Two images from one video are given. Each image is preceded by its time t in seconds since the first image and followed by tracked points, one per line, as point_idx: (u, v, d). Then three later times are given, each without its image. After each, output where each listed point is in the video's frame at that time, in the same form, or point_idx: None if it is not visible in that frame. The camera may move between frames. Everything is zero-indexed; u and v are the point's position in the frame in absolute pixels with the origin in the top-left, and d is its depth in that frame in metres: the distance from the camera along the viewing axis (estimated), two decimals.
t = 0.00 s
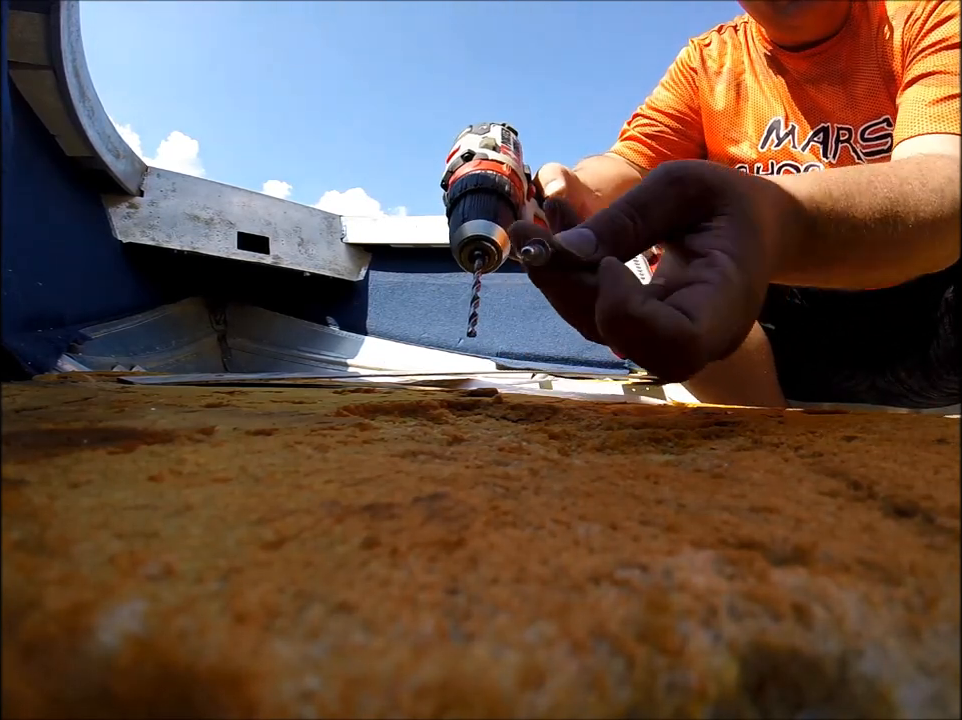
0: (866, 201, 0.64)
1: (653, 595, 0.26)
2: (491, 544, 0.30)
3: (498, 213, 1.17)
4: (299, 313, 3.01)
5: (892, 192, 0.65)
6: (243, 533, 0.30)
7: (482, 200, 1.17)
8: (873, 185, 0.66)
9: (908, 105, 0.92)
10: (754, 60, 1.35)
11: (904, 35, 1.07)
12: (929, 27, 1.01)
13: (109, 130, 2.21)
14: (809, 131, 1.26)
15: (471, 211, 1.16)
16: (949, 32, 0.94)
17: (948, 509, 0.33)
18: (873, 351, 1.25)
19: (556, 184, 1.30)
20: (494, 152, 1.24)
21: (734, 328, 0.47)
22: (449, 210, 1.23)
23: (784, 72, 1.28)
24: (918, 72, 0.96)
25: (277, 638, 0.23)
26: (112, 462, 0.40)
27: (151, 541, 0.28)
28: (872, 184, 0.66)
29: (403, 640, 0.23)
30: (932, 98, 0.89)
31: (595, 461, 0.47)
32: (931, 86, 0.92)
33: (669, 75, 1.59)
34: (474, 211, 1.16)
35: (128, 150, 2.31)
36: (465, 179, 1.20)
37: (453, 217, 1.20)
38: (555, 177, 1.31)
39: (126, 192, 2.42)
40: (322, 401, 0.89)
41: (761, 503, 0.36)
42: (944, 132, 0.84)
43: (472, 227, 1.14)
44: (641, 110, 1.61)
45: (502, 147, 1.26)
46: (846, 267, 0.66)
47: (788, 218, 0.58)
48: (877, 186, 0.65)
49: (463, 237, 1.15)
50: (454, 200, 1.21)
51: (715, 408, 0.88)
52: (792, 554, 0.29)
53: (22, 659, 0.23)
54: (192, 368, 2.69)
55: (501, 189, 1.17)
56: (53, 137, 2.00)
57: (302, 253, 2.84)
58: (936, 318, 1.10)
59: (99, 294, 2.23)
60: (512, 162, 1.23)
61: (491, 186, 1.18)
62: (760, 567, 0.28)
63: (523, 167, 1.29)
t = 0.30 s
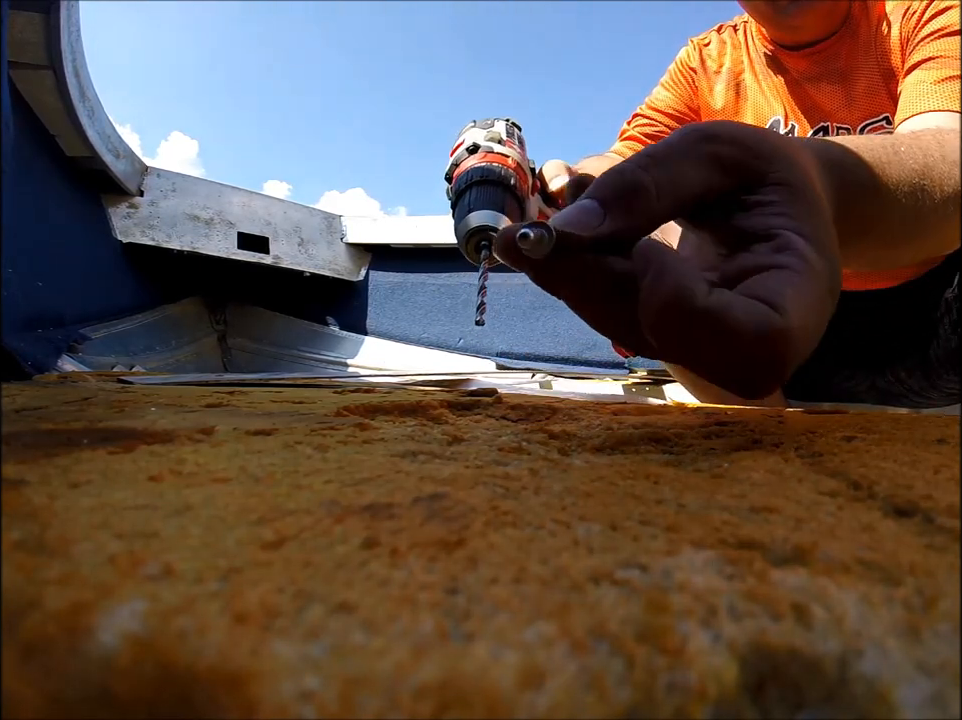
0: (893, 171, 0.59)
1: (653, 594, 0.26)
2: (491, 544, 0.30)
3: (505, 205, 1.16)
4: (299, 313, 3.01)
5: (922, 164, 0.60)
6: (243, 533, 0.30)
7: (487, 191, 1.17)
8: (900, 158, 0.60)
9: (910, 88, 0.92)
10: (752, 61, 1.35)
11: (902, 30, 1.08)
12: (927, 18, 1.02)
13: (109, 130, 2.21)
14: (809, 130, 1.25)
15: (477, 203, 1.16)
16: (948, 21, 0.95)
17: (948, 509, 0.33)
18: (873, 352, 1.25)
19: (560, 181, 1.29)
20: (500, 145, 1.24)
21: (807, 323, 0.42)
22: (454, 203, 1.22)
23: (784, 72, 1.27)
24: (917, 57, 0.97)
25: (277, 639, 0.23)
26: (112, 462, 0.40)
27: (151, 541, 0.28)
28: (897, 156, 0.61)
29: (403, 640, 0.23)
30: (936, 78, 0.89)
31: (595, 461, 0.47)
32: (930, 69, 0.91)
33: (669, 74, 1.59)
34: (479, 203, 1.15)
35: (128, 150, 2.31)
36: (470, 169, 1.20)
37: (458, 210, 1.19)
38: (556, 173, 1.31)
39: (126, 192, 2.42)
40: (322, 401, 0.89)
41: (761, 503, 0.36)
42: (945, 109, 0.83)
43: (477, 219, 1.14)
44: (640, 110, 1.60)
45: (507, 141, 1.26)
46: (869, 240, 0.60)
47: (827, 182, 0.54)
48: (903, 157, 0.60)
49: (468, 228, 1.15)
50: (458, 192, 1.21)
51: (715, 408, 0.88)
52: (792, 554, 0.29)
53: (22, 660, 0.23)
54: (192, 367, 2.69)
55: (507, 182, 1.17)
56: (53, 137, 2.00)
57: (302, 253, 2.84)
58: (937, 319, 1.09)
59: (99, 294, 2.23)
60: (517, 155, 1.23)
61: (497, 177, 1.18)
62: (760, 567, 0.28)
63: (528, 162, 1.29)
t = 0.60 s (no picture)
0: (895, 163, 0.55)
1: (652, 594, 0.26)
2: (490, 544, 0.30)
3: (506, 204, 1.15)
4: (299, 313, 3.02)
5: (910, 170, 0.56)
6: (243, 533, 0.30)
7: (488, 191, 1.16)
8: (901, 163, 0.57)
9: (918, 88, 0.92)
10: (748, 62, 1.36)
11: (905, 30, 1.08)
12: (930, 17, 1.02)
13: (108, 130, 2.20)
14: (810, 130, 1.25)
15: (477, 203, 1.15)
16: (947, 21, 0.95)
17: (947, 509, 0.33)
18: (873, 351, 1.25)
19: (561, 179, 1.30)
20: (501, 146, 1.23)
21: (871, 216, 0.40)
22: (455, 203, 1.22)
23: (784, 73, 1.28)
24: (924, 57, 0.98)
25: (276, 638, 0.23)
26: (111, 462, 0.40)
27: (150, 541, 0.28)
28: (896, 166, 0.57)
29: (402, 640, 0.23)
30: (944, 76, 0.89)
31: (595, 461, 0.47)
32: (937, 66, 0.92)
33: (669, 74, 1.59)
34: (481, 202, 1.15)
35: (128, 150, 2.31)
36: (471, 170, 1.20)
37: (459, 210, 1.19)
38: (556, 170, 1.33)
39: (126, 192, 2.41)
40: (322, 400, 0.89)
41: (760, 503, 0.36)
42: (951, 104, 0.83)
43: (478, 217, 1.13)
44: (640, 110, 1.62)
45: (507, 141, 1.26)
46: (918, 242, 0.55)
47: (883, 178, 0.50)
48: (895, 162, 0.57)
49: (469, 227, 1.15)
50: (459, 192, 1.21)
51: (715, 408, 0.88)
52: (792, 554, 0.29)
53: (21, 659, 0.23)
54: (192, 368, 2.69)
55: (508, 182, 1.17)
56: (53, 136, 2.00)
57: (302, 253, 2.84)
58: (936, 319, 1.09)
59: (98, 294, 2.23)
60: (518, 156, 1.23)
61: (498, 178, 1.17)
62: (759, 566, 0.28)
63: (528, 162, 1.29)
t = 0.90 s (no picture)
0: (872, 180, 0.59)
1: (652, 595, 0.26)
2: (490, 544, 0.30)
3: (505, 191, 1.16)
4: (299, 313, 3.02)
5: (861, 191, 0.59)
6: (243, 533, 0.30)
7: (487, 179, 1.16)
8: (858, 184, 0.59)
9: (928, 98, 0.93)
10: (748, 63, 1.37)
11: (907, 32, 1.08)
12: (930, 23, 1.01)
13: (108, 130, 2.20)
14: (810, 129, 1.26)
15: (476, 189, 1.15)
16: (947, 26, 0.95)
17: (948, 509, 0.33)
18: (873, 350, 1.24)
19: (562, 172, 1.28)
20: (502, 135, 1.23)
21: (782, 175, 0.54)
22: (454, 190, 1.22)
23: (784, 72, 1.28)
24: (929, 64, 0.98)
25: (276, 638, 0.23)
26: (111, 462, 0.40)
27: (150, 541, 0.28)
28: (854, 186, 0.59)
29: (403, 640, 0.23)
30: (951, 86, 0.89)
31: (594, 461, 0.47)
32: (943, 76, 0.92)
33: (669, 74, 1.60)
34: (480, 189, 1.15)
35: (128, 149, 2.31)
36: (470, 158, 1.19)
37: (457, 196, 1.19)
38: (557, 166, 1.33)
39: (126, 192, 2.41)
40: (322, 400, 0.89)
41: (760, 503, 0.36)
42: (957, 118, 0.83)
43: (475, 204, 1.13)
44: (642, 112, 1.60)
45: (510, 130, 1.25)
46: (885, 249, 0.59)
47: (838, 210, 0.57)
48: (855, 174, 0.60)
49: (466, 213, 1.15)
50: (458, 179, 1.20)
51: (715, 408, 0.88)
52: (792, 555, 0.29)
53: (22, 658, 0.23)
54: (191, 368, 2.69)
55: (508, 171, 1.17)
56: (53, 136, 2.00)
57: (302, 253, 2.85)
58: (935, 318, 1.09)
59: (98, 294, 2.23)
60: (519, 145, 1.23)
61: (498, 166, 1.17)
62: (760, 566, 0.28)
63: (529, 152, 1.28)
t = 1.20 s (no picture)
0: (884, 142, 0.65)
1: (652, 595, 0.26)
2: (490, 544, 0.30)
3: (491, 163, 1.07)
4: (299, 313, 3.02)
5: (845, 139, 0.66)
6: (243, 533, 0.30)
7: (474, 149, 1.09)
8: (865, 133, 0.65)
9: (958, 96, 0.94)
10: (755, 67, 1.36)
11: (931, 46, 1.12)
12: None
13: (108, 130, 2.21)
14: (813, 125, 1.23)
15: (462, 158, 1.08)
16: None
17: (947, 509, 0.33)
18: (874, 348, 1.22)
19: (555, 151, 1.24)
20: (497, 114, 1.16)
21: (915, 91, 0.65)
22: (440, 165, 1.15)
23: (787, 73, 1.28)
24: None
25: (276, 638, 0.23)
26: (111, 462, 0.40)
27: (150, 541, 0.28)
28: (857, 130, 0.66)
29: (403, 640, 0.23)
30: None
31: (594, 461, 0.47)
32: None
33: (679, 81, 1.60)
34: (465, 158, 1.08)
35: (128, 149, 2.31)
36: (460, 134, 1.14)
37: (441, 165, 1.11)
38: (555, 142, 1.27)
39: (126, 192, 2.41)
40: (322, 400, 0.89)
41: (760, 503, 0.36)
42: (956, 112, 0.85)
43: (459, 171, 1.06)
44: (651, 114, 1.60)
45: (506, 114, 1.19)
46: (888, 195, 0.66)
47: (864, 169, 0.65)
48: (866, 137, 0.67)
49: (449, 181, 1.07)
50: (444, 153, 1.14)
51: (715, 408, 0.88)
52: (791, 554, 0.29)
53: (22, 659, 0.23)
54: (192, 368, 2.69)
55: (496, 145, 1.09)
56: (52, 136, 2.00)
57: (302, 253, 2.85)
58: (934, 313, 1.11)
59: (97, 293, 2.23)
60: (513, 124, 1.15)
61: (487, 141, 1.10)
62: (759, 566, 0.28)
63: (526, 135, 1.22)
